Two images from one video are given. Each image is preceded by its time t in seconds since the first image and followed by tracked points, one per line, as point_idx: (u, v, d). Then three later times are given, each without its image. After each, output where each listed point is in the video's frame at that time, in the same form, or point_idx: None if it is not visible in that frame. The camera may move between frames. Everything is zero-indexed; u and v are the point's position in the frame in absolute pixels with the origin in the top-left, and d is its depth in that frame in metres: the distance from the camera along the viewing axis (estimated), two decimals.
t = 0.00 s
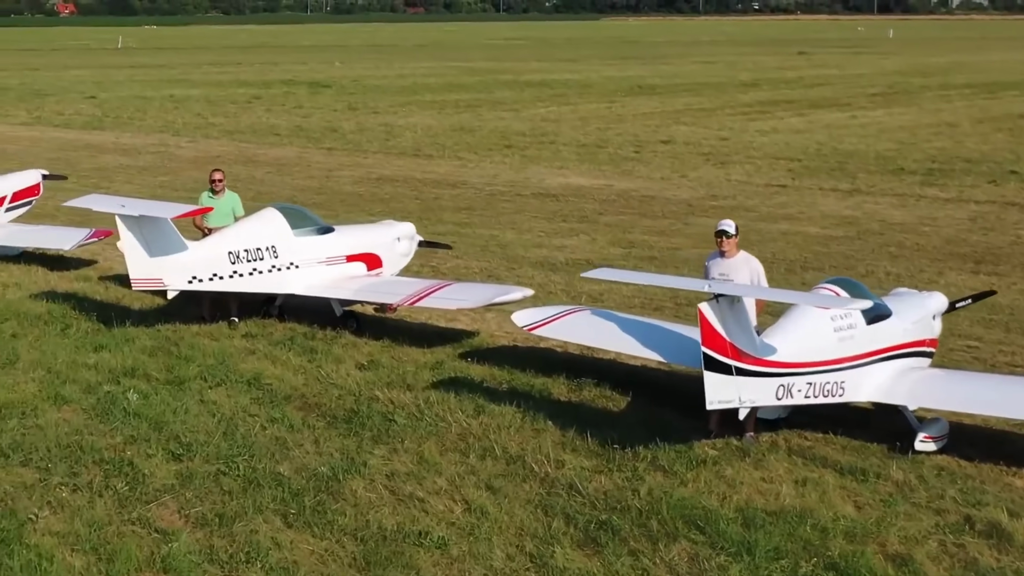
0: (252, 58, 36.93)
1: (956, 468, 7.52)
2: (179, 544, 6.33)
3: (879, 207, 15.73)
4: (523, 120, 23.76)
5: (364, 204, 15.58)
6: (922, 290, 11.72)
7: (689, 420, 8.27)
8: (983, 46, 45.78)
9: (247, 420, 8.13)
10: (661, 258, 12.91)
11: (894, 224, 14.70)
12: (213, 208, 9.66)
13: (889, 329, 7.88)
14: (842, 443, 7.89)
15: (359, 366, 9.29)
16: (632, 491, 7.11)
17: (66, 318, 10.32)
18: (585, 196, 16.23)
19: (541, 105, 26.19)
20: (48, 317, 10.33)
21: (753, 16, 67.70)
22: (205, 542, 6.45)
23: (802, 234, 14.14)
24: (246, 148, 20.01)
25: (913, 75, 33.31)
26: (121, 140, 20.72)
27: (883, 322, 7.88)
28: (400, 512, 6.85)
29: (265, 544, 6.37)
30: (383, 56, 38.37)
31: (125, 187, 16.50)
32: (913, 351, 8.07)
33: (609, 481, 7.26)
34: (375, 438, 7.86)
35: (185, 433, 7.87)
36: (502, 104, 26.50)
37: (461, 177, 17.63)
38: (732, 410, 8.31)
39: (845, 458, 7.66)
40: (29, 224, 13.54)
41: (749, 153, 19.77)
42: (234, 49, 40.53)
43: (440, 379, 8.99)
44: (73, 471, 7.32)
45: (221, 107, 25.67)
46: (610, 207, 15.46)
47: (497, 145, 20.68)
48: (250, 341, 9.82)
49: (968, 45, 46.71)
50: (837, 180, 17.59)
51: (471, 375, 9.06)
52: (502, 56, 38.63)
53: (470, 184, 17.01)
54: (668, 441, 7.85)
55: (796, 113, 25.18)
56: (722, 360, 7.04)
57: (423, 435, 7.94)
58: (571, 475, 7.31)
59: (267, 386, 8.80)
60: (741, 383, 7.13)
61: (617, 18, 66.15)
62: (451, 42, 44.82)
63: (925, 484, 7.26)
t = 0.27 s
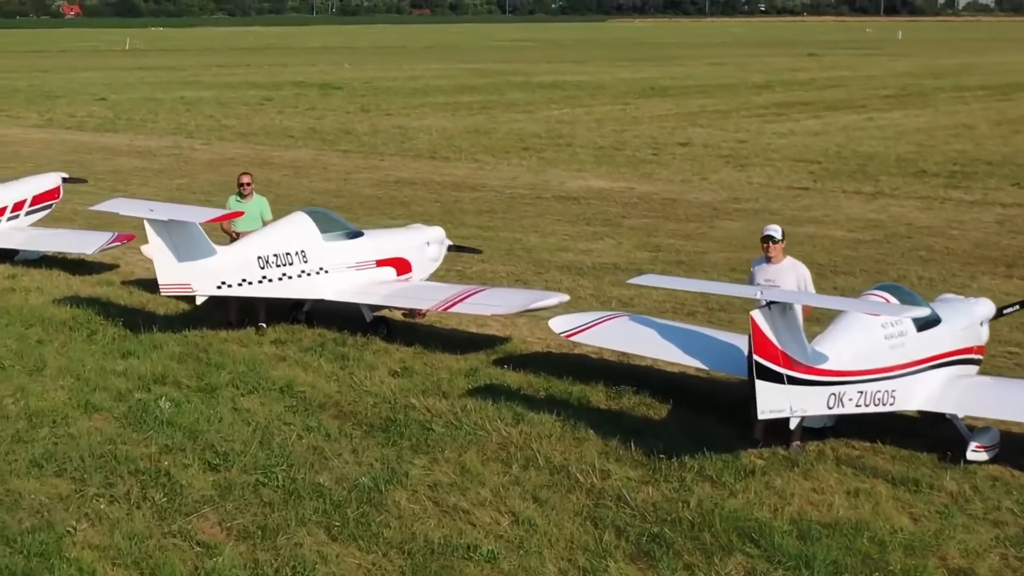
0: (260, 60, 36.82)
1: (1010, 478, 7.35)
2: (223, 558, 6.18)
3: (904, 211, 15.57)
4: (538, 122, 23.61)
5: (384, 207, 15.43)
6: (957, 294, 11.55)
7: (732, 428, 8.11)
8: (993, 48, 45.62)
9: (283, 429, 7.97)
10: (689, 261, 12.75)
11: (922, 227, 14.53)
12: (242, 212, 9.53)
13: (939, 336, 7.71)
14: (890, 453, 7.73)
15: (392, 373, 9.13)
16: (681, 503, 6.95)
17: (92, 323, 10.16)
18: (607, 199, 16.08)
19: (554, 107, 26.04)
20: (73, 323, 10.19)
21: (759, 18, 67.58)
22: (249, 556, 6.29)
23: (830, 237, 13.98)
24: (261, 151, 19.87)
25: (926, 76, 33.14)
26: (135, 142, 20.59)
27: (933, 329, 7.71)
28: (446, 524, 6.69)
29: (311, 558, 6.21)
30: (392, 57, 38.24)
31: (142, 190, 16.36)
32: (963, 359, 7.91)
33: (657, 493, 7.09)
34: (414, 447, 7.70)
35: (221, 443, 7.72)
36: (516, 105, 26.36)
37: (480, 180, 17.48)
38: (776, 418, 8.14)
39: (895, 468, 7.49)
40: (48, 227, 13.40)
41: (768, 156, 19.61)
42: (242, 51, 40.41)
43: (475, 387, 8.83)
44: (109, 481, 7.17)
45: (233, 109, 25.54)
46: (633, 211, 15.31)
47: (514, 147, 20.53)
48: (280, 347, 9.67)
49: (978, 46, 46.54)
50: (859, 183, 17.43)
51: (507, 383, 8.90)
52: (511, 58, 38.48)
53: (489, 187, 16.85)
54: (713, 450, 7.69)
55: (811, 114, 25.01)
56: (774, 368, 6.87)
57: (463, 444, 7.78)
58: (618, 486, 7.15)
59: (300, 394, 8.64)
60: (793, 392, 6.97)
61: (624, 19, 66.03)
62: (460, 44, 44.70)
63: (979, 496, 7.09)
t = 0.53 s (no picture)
0: (269, 61, 36.70)
1: None
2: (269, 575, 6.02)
3: (929, 213, 15.41)
4: (552, 124, 23.47)
5: (404, 210, 15.29)
6: (992, 298, 11.40)
7: (776, 437, 7.95)
8: (1003, 49, 45.47)
9: (319, 438, 7.81)
10: (716, 265, 12.60)
11: (948, 230, 14.38)
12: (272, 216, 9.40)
13: (990, 343, 7.53)
14: (940, 463, 7.57)
15: (426, 380, 8.97)
16: (731, 515, 6.79)
17: (117, 329, 10.02)
18: (628, 202, 15.93)
19: (568, 108, 25.89)
20: (97, 328, 10.04)
21: (765, 18, 67.43)
22: (295, 571, 6.12)
23: (857, 240, 13.83)
24: (277, 152, 19.73)
25: (938, 77, 32.99)
26: (148, 144, 20.45)
27: (985, 336, 7.53)
28: (493, 537, 6.53)
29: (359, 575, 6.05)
30: (401, 58, 38.11)
31: (158, 192, 16.22)
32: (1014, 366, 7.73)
33: (706, 504, 6.94)
34: (454, 456, 7.54)
35: (257, 452, 7.56)
36: (529, 107, 26.22)
37: (498, 182, 17.34)
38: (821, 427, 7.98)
39: (946, 479, 7.33)
40: (67, 230, 13.26)
41: (786, 158, 19.47)
42: (250, 52, 40.30)
43: (511, 394, 8.67)
44: (145, 492, 7.01)
45: (245, 110, 25.39)
46: (656, 214, 15.16)
47: (530, 149, 20.38)
48: (310, 353, 9.51)
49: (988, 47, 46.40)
50: (881, 185, 17.28)
51: (543, 390, 8.74)
52: (520, 59, 38.35)
53: (509, 189, 16.71)
54: (760, 460, 7.53)
55: (826, 116, 24.87)
56: (826, 377, 6.71)
57: (504, 454, 7.61)
58: (666, 497, 6.99)
59: (333, 402, 8.49)
60: (845, 402, 6.82)
61: (629, 20, 65.88)
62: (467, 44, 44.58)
63: None
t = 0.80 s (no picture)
0: (277, 62, 36.55)
1: None
2: None
3: (954, 216, 15.26)
4: (566, 125, 23.32)
5: (424, 212, 15.14)
6: None
7: (822, 445, 7.78)
8: (1012, 49, 45.34)
9: (356, 447, 7.66)
10: (745, 269, 12.44)
11: (975, 232, 14.23)
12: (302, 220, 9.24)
13: None
14: (992, 473, 7.40)
15: (460, 387, 8.81)
16: (785, 527, 6.62)
17: (143, 335, 9.86)
18: (649, 204, 15.78)
19: (581, 110, 25.74)
20: (122, 334, 9.88)
21: (771, 19, 67.29)
22: None
23: (884, 243, 13.68)
24: (291, 154, 19.58)
25: (951, 78, 32.84)
26: (161, 145, 20.31)
27: None
28: (542, 551, 6.37)
29: None
30: (409, 59, 37.96)
31: (174, 194, 16.07)
32: None
33: (757, 516, 6.77)
34: (495, 467, 7.38)
35: (294, 462, 7.40)
36: (541, 108, 26.08)
37: (517, 184, 17.19)
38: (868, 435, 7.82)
39: (1001, 490, 7.17)
40: (87, 234, 13.12)
41: (806, 159, 19.32)
42: (257, 53, 40.15)
43: (548, 401, 8.51)
44: (182, 504, 6.85)
45: (256, 111, 25.26)
46: (679, 216, 15.01)
47: (546, 151, 20.23)
48: (340, 359, 9.35)
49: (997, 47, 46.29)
50: (903, 187, 17.13)
51: (581, 398, 8.57)
52: (529, 60, 38.20)
53: (528, 192, 16.56)
54: (809, 470, 7.36)
55: (842, 117, 24.71)
56: (882, 387, 6.55)
57: (546, 464, 7.45)
58: (717, 509, 6.82)
59: (368, 409, 8.33)
60: (901, 412, 6.66)
61: (635, 20, 65.71)
62: (474, 45, 44.45)
63: None
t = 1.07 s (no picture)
0: (286, 63, 36.43)
1: None
2: None
3: (981, 218, 15.10)
4: (581, 127, 23.17)
5: (446, 215, 14.98)
6: None
7: (871, 455, 7.62)
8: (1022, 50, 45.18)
9: (395, 458, 7.50)
10: (774, 272, 12.26)
11: (1005, 236, 14.06)
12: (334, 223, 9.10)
13: None
14: None
15: (496, 395, 8.65)
16: (841, 540, 6.46)
17: (170, 341, 9.70)
18: (672, 207, 15.61)
19: (595, 111, 25.59)
20: (149, 340, 9.72)
21: (778, 20, 67.15)
22: None
23: (913, 246, 13.51)
24: (307, 156, 19.43)
25: (964, 80, 32.68)
26: (176, 148, 20.16)
27: None
28: (594, 565, 6.21)
29: None
30: (418, 60, 37.82)
31: (192, 197, 15.92)
32: None
33: (811, 528, 6.61)
34: (539, 478, 7.22)
35: (335, 473, 7.24)
36: (555, 109, 25.93)
37: (537, 186, 17.02)
38: (917, 445, 7.65)
39: None
40: (107, 237, 12.98)
41: (826, 161, 19.16)
42: (265, 54, 40.03)
43: (587, 409, 8.35)
44: (223, 515, 6.69)
45: (269, 113, 25.12)
46: (703, 219, 14.84)
47: (563, 153, 20.08)
48: (372, 366, 9.19)
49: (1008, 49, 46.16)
50: (927, 189, 16.97)
51: (621, 406, 8.41)
52: (539, 61, 38.05)
53: (548, 194, 16.41)
54: (860, 481, 7.21)
55: (858, 118, 24.55)
56: (941, 397, 6.39)
57: (591, 475, 7.29)
58: (770, 521, 6.66)
59: (404, 418, 8.17)
60: (959, 422, 6.49)
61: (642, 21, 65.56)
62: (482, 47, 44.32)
63: None
